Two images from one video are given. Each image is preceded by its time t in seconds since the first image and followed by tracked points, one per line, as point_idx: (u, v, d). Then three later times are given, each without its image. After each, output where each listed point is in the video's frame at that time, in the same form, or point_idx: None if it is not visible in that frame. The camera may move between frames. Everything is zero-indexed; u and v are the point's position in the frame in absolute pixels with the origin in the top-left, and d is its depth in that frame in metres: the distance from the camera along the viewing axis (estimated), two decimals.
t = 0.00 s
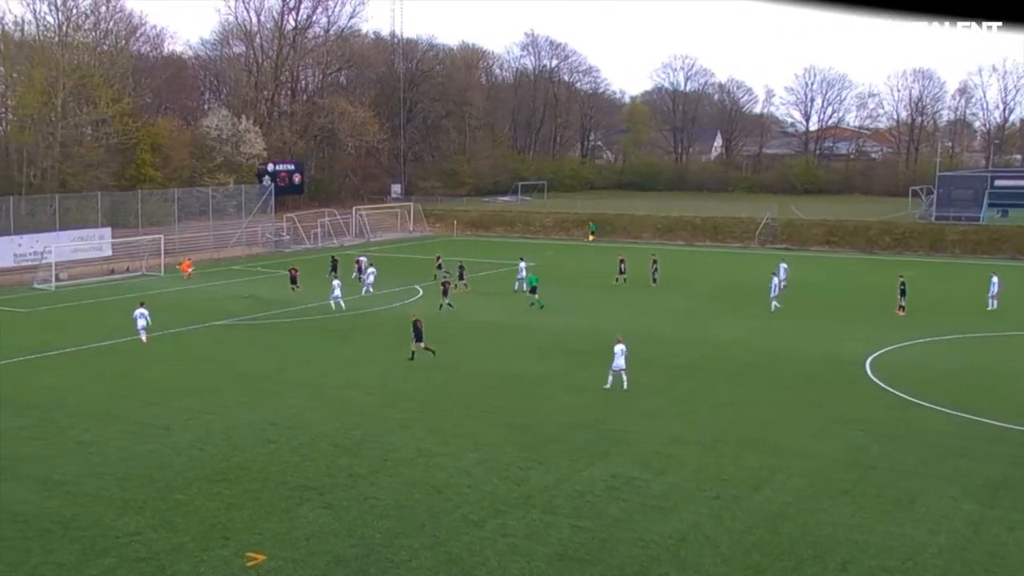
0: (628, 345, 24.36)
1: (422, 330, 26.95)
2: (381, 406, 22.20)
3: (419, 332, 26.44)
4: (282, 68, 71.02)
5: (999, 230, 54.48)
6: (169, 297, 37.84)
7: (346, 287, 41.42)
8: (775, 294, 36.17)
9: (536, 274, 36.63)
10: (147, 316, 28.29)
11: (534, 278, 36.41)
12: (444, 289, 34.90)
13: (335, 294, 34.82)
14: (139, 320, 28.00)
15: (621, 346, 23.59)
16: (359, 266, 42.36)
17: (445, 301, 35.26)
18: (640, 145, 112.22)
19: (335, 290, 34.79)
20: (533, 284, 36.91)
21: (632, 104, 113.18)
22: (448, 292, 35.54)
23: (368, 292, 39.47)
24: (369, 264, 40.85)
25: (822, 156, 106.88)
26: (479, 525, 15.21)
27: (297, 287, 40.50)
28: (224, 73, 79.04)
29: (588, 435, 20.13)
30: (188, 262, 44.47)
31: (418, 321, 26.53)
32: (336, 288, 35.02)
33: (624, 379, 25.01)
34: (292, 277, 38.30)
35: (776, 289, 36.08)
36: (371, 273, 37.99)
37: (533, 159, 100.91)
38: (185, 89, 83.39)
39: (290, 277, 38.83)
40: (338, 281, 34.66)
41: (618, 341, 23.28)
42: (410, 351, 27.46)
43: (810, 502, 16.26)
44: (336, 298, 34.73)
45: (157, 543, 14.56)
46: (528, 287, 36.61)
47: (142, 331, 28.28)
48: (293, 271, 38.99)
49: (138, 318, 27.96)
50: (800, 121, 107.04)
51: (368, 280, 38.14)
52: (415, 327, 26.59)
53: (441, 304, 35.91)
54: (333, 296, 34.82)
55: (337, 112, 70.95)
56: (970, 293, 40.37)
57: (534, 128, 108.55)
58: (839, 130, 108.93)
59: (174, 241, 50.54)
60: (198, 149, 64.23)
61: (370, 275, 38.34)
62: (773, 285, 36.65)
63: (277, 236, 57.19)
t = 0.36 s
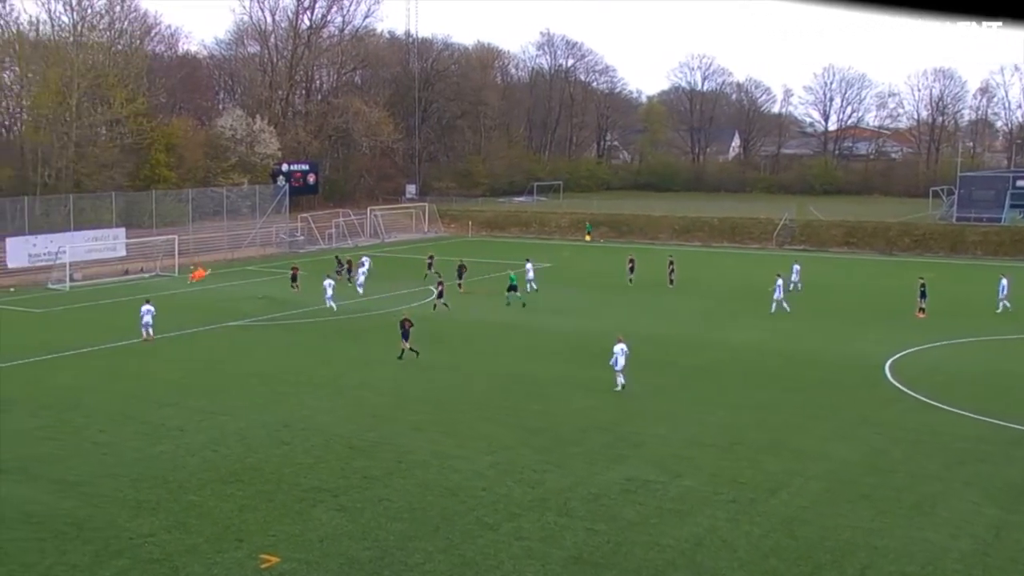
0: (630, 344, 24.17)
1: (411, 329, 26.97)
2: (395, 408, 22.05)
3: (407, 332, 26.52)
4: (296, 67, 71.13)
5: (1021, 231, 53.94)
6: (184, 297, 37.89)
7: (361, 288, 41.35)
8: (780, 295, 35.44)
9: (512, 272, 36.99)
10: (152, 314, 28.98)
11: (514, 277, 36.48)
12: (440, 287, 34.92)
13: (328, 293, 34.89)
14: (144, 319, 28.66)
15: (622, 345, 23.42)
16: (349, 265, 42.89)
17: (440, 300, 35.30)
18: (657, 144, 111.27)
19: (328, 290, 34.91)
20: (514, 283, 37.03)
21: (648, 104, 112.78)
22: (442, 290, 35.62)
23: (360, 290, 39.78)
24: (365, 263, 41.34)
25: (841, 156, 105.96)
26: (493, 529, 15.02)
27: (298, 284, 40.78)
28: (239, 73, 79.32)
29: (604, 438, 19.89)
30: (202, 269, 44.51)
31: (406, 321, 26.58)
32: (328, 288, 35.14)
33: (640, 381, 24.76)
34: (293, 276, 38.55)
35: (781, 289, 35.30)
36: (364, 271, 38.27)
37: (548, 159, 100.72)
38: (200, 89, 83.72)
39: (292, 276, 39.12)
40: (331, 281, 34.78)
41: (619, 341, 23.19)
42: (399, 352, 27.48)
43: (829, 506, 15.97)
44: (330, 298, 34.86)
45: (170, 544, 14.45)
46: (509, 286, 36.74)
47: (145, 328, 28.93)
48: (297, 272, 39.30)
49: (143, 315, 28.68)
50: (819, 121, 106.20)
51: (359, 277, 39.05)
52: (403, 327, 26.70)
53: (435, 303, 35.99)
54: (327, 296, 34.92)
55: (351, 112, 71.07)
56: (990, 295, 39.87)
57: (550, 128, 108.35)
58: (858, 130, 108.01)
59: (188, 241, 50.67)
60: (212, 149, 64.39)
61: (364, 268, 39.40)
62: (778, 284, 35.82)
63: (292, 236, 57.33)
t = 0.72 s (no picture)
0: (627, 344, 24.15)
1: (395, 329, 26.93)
2: (403, 408, 21.97)
3: (392, 331, 26.65)
4: (305, 67, 71.19)
5: None
6: (192, 298, 37.93)
7: (369, 288, 41.31)
8: (776, 296, 35.65)
9: (490, 272, 37.50)
10: (152, 311, 29.52)
11: (490, 277, 37.09)
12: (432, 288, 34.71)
13: (315, 291, 35.02)
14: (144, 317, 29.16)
15: (617, 345, 23.39)
16: (340, 266, 42.59)
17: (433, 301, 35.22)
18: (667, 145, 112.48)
19: (315, 291, 34.99)
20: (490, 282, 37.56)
21: (658, 104, 112.57)
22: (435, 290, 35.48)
23: (350, 288, 39.96)
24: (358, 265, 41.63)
25: (853, 157, 105.33)
26: (502, 530, 14.90)
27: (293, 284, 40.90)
28: (247, 73, 79.40)
29: (613, 440, 19.76)
30: (211, 272, 44.32)
31: (392, 322, 26.70)
32: (315, 287, 35.21)
33: (649, 383, 24.59)
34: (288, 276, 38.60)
35: (778, 290, 35.65)
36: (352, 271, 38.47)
37: (558, 159, 100.51)
38: (208, 89, 83.81)
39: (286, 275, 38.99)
40: (316, 281, 34.86)
41: (614, 341, 23.28)
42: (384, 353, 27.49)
43: (839, 509, 15.78)
44: (315, 298, 34.97)
45: (178, 545, 14.38)
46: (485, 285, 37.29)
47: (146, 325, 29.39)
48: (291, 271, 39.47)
49: (142, 314, 29.10)
50: (830, 121, 105.60)
51: (348, 277, 39.21)
52: (387, 327, 26.86)
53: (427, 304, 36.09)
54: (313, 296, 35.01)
55: (361, 112, 71.18)
56: (1004, 295, 39.52)
57: (560, 129, 108.18)
58: (870, 129, 107.37)
59: (197, 241, 50.73)
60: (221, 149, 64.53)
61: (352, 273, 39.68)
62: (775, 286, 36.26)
63: (300, 236, 57.45)
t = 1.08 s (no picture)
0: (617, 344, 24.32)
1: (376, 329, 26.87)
2: (407, 409, 21.92)
3: (372, 333, 26.40)
4: (310, 67, 71.26)
5: None
6: (197, 298, 37.97)
7: (374, 289, 41.32)
8: (769, 296, 35.62)
9: (462, 270, 37.74)
10: (142, 306, 30.13)
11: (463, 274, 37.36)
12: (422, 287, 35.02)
13: (301, 291, 35.15)
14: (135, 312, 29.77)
15: (608, 344, 23.59)
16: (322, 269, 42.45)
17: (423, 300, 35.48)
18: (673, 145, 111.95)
19: (301, 289, 35.04)
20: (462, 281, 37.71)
21: (664, 104, 112.46)
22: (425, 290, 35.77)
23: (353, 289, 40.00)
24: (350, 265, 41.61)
25: (860, 157, 104.99)
26: (508, 531, 14.83)
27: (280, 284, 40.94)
28: (252, 72, 79.48)
29: (619, 441, 19.67)
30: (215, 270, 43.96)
31: (371, 323, 26.45)
32: (300, 286, 35.31)
33: (655, 384, 24.50)
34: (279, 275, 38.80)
35: (768, 290, 35.70)
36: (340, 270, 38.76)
37: (563, 159, 100.42)
38: (213, 89, 83.90)
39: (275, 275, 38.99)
40: (302, 279, 34.92)
41: (605, 340, 23.32)
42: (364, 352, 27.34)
43: (846, 510, 15.68)
44: (302, 297, 35.06)
45: (182, 545, 14.34)
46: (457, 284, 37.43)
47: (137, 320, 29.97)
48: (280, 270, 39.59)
49: (134, 310, 29.75)
50: (837, 121, 105.27)
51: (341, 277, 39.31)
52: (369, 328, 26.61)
53: (419, 303, 36.16)
54: (299, 294, 35.08)
55: (366, 112, 71.23)
56: (1011, 296, 39.33)
57: (565, 128, 108.13)
58: (877, 130, 107.05)
59: (202, 241, 50.77)
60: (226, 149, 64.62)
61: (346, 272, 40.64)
62: (764, 286, 36.31)
63: (305, 236, 57.50)
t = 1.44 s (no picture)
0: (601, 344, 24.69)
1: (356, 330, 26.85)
2: (410, 410, 21.90)
3: (354, 332, 26.22)
4: (313, 67, 71.26)
5: None
6: (200, 298, 37.96)
7: (376, 289, 41.34)
8: (757, 297, 35.23)
9: (437, 270, 37.84)
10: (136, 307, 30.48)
11: (436, 274, 37.20)
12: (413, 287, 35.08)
13: (284, 293, 35.31)
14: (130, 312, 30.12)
15: (589, 341, 23.94)
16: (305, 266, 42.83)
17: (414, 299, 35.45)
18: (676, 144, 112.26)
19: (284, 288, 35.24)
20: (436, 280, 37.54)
21: (667, 104, 112.38)
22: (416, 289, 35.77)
23: (354, 290, 40.07)
24: (349, 267, 42.11)
25: (864, 157, 104.75)
26: (510, 531, 14.80)
27: (270, 286, 41.14)
28: (254, 73, 79.49)
29: (622, 441, 19.62)
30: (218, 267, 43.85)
31: (352, 322, 26.30)
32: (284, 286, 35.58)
33: (659, 384, 24.44)
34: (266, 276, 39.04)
35: (756, 291, 35.34)
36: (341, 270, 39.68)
37: (566, 159, 100.38)
38: (216, 89, 83.93)
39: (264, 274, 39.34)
40: (286, 280, 35.10)
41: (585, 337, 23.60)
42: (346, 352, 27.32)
43: (850, 511, 15.63)
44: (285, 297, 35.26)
45: (185, 546, 14.32)
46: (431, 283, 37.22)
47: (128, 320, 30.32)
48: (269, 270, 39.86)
49: (130, 309, 30.14)
50: (840, 121, 105.07)
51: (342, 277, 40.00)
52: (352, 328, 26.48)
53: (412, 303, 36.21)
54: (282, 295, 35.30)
55: (368, 112, 71.18)
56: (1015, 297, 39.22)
57: (568, 128, 108.08)
58: (880, 129, 106.87)
59: (205, 241, 50.80)
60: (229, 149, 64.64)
61: (348, 268, 42.11)
62: (752, 287, 36.17)
63: (308, 237, 57.47)
